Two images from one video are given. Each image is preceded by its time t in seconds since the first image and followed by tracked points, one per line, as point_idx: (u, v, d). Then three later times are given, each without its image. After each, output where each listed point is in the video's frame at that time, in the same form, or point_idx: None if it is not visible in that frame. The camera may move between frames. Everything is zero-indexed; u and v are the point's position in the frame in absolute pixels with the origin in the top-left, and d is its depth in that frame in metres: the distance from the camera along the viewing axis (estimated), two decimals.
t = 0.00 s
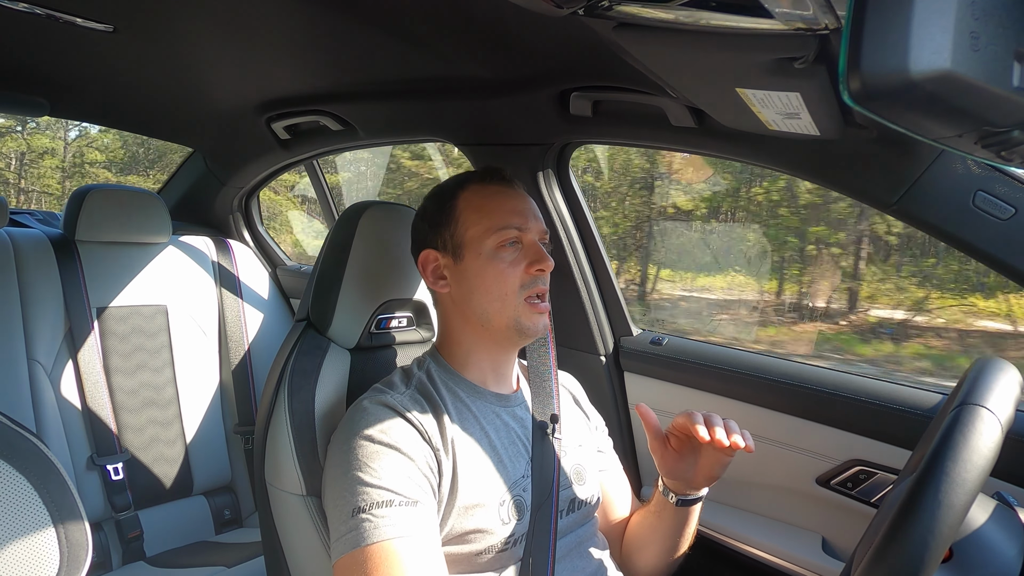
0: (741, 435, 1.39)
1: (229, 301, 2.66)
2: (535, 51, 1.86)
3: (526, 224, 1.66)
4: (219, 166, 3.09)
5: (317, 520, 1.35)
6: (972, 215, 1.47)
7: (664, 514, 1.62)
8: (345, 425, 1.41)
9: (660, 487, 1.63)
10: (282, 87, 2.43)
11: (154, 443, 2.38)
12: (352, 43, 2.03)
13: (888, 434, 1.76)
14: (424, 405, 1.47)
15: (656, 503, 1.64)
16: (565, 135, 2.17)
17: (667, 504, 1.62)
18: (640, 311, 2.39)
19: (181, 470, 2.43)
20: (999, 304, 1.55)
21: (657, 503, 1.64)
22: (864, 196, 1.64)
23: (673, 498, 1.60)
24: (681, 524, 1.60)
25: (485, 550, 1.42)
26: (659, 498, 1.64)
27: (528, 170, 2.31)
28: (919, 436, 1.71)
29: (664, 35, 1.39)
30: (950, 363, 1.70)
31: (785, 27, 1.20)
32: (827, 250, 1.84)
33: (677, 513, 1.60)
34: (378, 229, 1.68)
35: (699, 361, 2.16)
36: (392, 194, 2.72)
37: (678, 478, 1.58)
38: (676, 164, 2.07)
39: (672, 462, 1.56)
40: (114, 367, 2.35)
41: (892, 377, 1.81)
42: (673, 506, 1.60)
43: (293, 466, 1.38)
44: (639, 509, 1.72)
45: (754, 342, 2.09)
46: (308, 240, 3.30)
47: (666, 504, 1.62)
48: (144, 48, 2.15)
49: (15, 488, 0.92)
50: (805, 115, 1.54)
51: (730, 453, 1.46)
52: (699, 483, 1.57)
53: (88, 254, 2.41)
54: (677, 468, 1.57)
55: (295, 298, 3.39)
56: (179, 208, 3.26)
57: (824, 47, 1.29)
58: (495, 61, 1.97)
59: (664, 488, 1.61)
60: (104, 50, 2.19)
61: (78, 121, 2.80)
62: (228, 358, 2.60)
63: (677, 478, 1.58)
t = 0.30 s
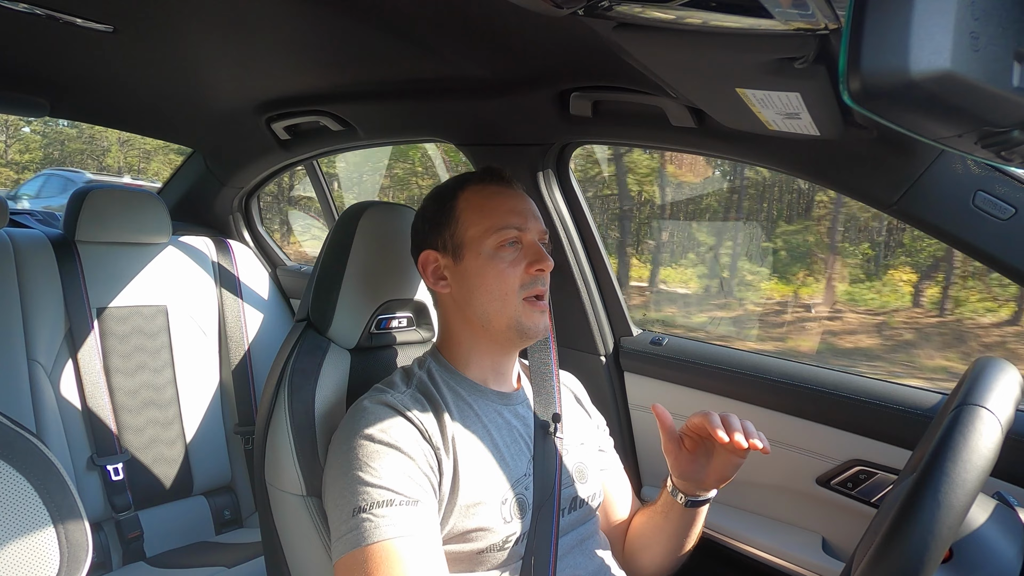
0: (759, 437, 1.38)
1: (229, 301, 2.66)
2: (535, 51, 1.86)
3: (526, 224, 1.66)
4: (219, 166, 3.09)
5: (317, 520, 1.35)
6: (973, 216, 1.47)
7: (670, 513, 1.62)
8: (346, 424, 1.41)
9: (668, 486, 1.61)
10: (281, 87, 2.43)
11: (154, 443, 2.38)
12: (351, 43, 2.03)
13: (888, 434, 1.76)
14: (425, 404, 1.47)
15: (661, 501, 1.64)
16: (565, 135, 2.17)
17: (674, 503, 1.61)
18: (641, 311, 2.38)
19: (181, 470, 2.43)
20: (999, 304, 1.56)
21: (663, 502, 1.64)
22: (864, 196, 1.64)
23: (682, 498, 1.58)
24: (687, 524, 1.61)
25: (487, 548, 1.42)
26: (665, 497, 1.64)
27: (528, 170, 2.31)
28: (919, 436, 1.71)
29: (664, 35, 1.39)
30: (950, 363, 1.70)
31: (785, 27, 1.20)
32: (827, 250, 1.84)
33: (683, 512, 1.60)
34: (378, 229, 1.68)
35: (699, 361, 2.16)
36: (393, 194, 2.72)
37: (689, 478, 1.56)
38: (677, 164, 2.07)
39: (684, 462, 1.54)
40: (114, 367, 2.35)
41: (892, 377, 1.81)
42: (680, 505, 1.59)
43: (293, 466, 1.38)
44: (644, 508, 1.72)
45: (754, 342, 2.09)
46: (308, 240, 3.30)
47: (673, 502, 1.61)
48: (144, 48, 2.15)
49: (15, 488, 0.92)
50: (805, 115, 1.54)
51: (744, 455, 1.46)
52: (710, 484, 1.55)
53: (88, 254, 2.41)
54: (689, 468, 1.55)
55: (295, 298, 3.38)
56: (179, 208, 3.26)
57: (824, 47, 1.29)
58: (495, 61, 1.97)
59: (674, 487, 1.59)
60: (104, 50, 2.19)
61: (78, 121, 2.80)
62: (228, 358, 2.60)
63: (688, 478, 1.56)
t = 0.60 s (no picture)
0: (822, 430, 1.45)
1: (229, 301, 2.66)
2: (535, 51, 1.86)
3: (526, 224, 1.66)
4: (219, 165, 3.09)
5: (316, 518, 1.35)
6: (973, 216, 1.47)
7: (701, 508, 1.67)
8: (345, 423, 1.41)
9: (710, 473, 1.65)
10: (282, 87, 2.43)
11: (154, 443, 2.38)
12: (351, 43, 2.03)
13: (888, 434, 1.76)
14: (424, 402, 1.47)
15: (696, 494, 1.68)
16: (565, 135, 2.17)
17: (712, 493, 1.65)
18: (641, 311, 2.38)
19: (180, 470, 2.43)
20: (999, 304, 1.56)
21: (697, 494, 1.68)
22: (864, 196, 1.64)
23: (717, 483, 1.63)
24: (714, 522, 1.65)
25: (487, 547, 1.42)
26: (701, 489, 1.67)
27: (528, 169, 2.31)
28: (919, 436, 1.71)
29: (664, 34, 1.39)
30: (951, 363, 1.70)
31: (785, 27, 1.20)
32: (827, 250, 1.85)
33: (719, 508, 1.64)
34: (378, 229, 1.67)
35: (699, 361, 2.16)
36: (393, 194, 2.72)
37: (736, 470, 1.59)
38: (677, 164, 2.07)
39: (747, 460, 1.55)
40: (114, 367, 2.35)
41: (892, 377, 1.81)
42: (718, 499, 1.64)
43: (292, 466, 1.38)
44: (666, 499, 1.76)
45: (754, 342, 2.09)
46: (308, 240, 3.29)
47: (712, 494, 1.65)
48: (144, 48, 2.15)
49: (15, 487, 0.92)
50: (805, 115, 1.54)
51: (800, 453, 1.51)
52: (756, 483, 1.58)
53: (88, 254, 2.41)
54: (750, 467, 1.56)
55: (295, 298, 3.38)
56: (179, 208, 3.26)
57: (824, 47, 1.29)
58: (495, 60, 1.96)
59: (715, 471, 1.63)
60: (104, 50, 2.19)
61: (78, 121, 2.80)
62: (228, 358, 2.60)
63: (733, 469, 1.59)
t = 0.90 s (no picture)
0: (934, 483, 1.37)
1: (229, 301, 2.66)
2: (535, 51, 1.86)
3: (533, 225, 1.67)
4: (219, 166, 3.09)
5: (317, 517, 1.35)
6: (972, 216, 1.47)
7: (776, 518, 1.56)
8: (347, 422, 1.41)
9: (811, 487, 1.50)
10: (282, 87, 2.43)
11: (154, 443, 2.38)
12: (351, 44, 2.03)
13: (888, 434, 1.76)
14: (425, 402, 1.48)
15: (781, 503, 1.56)
16: (565, 135, 2.17)
17: (803, 508, 1.51)
18: (641, 311, 2.38)
19: (180, 470, 2.43)
20: (999, 304, 1.56)
21: (784, 503, 1.56)
22: (863, 196, 1.64)
23: (816, 499, 1.48)
24: (781, 535, 1.55)
25: (489, 546, 1.42)
26: (791, 499, 1.55)
27: (528, 170, 2.30)
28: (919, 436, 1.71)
29: (664, 35, 1.39)
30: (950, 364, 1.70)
31: (784, 27, 1.20)
32: (827, 250, 1.85)
33: (797, 525, 1.52)
34: (378, 229, 1.68)
35: (699, 361, 2.16)
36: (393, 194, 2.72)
37: (851, 497, 1.41)
38: (677, 164, 2.07)
39: (877, 500, 1.36)
40: (114, 367, 2.35)
41: (892, 377, 1.81)
42: (803, 516, 1.51)
43: (293, 465, 1.38)
44: (743, 494, 1.66)
45: (754, 342, 2.09)
46: (308, 240, 3.29)
47: (801, 508, 1.52)
48: (145, 48, 2.15)
49: (15, 488, 0.92)
50: (805, 115, 1.54)
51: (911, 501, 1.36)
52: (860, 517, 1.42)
53: (88, 254, 2.41)
54: (872, 505, 1.37)
55: (295, 298, 3.38)
56: (179, 208, 3.26)
57: (824, 47, 1.29)
58: (496, 61, 1.97)
59: (822, 490, 1.46)
60: (105, 50, 2.19)
61: (78, 121, 2.81)
62: (228, 358, 2.60)
63: (847, 494, 1.42)
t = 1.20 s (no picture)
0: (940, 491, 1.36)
1: (229, 301, 2.66)
2: (535, 51, 1.86)
3: (548, 229, 1.67)
4: (219, 166, 3.09)
5: (318, 519, 1.35)
6: (973, 216, 1.47)
7: (772, 520, 1.56)
8: (347, 428, 1.41)
9: (810, 491, 1.50)
10: (282, 87, 2.44)
11: (154, 443, 2.38)
12: (351, 44, 2.03)
13: (888, 434, 1.76)
14: (425, 404, 1.48)
15: (777, 505, 1.57)
16: (565, 135, 2.17)
17: (801, 511, 1.51)
18: (641, 311, 2.38)
19: (181, 470, 2.43)
20: (999, 304, 1.56)
21: (781, 505, 1.56)
22: (863, 196, 1.64)
23: (815, 504, 1.47)
24: (778, 537, 1.55)
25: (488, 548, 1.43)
26: (788, 501, 1.55)
27: (528, 170, 2.30)
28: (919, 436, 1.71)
29: (664, 35, 1.39)
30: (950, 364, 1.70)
31: (785, 27, 1.20)
32: (827, 250, 1.85)
33: (794, 527, 1.52)
34: (379, 229, 1.68)
35: (699, 361, 2.16)
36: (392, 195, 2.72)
37: (850, 500, 1.41)
38: (676, 164, 2.07)
39: (875, 501, 1.35)
40: (114, 367, 2.35)
41: (892, 377, 1.81)
42: (801, 518, 1.51)
43: (293, 466, 1.38)
44: (741, 494, 1.66)
45: (754, 342, 2.09)
46: (308, 240, 3.29)
47: (798, 511, 1.52)
48: (145, 48, 2.15)
49: (16, 488, 0.92)
50: (805, 115, 1.54)
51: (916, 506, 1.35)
52: (860, 522, 1.41)
53: (88, 254, 2.41)
54: (870, 507, 1.37)
55: (295, 298, 3.38)
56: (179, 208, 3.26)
57: (824, 46, 1.30)
58: (496, 60, 1.97)
59: (820, 493, 1.46)
60: (105, 50, 2.19)
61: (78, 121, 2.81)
62: (228, 358, 2.60)
63: (846, 497, 1.42)
